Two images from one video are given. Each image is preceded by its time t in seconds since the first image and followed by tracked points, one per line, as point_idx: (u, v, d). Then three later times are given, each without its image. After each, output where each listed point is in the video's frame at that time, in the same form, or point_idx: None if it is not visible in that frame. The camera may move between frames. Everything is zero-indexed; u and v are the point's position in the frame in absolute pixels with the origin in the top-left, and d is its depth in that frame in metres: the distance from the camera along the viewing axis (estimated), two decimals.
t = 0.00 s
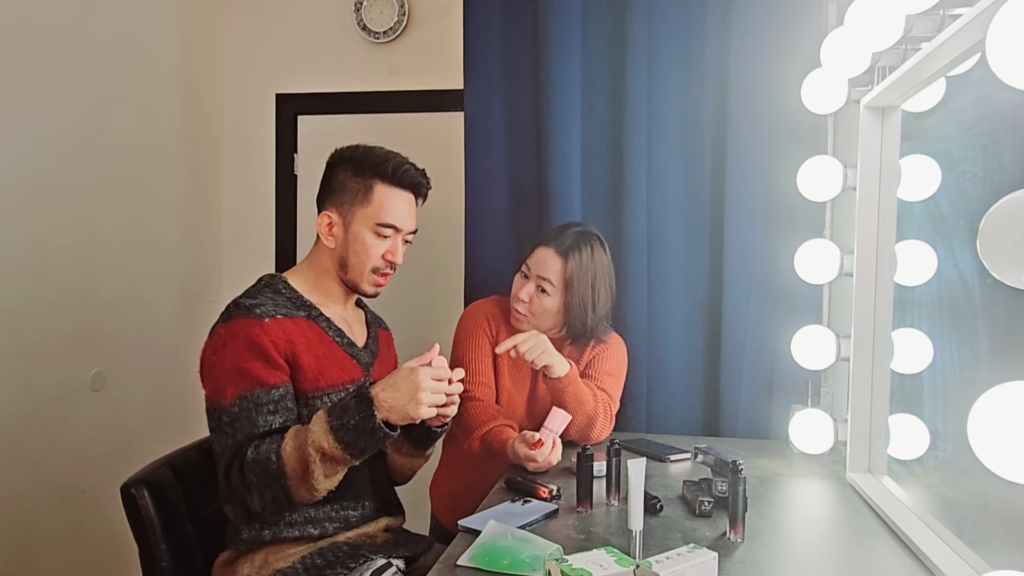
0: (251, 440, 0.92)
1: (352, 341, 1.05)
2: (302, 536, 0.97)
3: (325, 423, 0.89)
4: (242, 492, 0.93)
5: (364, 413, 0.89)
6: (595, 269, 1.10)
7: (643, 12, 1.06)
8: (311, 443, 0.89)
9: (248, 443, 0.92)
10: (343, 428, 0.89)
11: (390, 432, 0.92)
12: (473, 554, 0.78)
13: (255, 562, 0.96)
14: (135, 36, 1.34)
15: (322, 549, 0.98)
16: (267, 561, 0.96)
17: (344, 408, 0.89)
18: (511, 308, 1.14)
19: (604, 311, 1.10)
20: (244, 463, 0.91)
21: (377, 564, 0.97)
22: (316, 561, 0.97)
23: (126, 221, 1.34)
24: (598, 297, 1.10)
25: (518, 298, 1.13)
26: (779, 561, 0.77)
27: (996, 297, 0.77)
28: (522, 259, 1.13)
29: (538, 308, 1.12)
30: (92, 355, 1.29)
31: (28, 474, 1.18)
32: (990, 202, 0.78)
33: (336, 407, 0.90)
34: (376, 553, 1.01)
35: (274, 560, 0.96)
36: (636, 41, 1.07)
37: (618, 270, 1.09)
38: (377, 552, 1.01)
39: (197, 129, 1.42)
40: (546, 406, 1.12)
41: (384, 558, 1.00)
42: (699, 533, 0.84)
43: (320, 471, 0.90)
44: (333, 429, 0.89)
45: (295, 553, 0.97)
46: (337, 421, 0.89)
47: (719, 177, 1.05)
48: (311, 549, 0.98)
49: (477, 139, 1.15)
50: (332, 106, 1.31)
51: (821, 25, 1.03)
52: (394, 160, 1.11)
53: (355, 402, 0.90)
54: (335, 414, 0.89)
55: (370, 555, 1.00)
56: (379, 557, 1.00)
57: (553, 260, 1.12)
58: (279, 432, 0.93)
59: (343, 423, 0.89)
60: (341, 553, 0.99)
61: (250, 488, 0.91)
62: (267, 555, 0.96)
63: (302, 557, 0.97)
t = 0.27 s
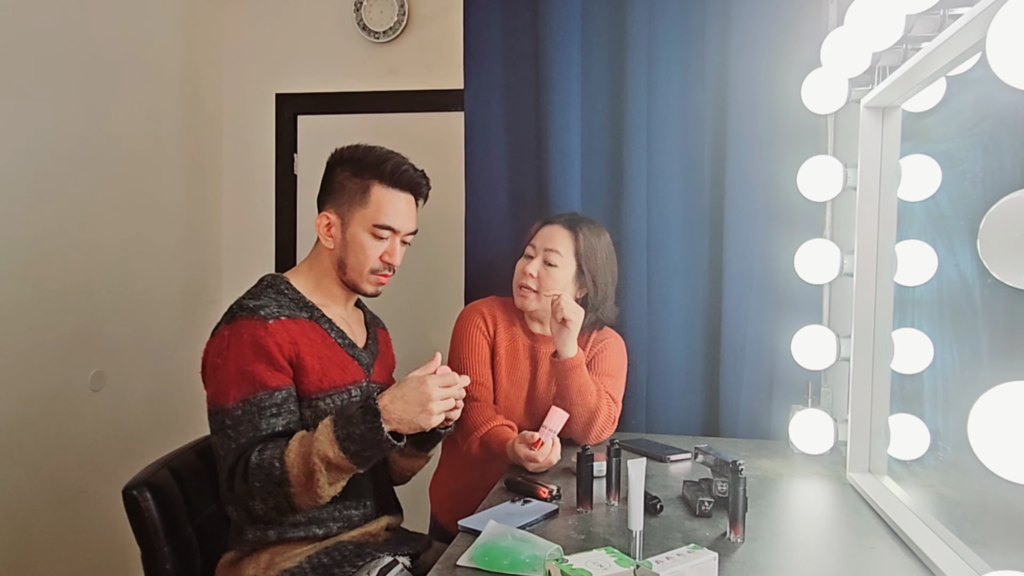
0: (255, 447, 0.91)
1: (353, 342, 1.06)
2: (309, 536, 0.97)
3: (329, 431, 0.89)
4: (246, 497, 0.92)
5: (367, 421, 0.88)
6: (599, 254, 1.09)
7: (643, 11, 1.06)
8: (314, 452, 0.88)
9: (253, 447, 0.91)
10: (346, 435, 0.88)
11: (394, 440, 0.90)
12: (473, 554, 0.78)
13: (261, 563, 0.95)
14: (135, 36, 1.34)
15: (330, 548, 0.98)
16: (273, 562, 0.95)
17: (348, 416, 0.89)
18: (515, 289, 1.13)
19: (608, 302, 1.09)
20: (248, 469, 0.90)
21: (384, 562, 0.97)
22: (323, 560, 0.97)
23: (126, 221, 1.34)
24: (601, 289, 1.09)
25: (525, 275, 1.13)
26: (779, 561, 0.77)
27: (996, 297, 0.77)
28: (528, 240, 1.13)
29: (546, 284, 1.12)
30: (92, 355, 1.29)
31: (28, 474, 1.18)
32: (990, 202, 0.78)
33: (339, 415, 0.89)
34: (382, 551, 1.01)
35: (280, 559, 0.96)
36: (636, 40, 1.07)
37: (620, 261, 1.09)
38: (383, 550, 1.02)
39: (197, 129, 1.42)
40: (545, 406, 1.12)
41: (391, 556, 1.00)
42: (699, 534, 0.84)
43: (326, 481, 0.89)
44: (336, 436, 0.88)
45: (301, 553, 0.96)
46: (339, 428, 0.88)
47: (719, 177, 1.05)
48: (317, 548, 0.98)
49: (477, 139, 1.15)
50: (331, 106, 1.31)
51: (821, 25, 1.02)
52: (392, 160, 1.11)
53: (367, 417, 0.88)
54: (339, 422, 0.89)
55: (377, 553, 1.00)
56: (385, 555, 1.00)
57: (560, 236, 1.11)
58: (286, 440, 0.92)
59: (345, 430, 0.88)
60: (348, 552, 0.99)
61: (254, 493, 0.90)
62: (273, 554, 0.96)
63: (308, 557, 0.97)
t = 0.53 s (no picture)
0: (279, 468, 0.92)
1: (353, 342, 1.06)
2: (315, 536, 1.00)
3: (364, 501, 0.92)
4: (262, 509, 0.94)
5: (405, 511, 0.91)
6: (599, 253, 1.09)
7: (643, 11, 1.06)
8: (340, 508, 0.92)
9: (268, 455, 0.92)
10: (378, 512, 0.91)
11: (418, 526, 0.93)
12: (473, 555, 0.78)
13: (268, 562, 1.01)
14: (135, 37, 1.34)
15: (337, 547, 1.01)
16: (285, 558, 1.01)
17: (390, 494, 0.92)
18: (519, 291, 1.13)
19: (608, 301, 1.09)
20: (270, 486, 0.92)
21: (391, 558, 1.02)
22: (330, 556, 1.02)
23: (126, 221, 1.34)
24: (603, 287, 1.09)
25: (530, 275, 1.12)
26: (779, 561, 0.77)
27: (997, 296, 0.77)
28: (529, 240, 1.13)
29: (551, 283, 1.11)
30: (92, 355, 1.29)
31: (28, 475, 1.18)
32: (990, 201, 0.78)
33: (383, 489, 0.92)
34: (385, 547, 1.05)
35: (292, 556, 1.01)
36: (636, 40, 1.07)
37: (620, 260, 1.09)
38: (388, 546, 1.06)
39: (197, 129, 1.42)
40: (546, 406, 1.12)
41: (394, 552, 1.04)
42: (699, 534, 0.84)
43: (326, 531, 0.95)
44: (367, 507, 0.91)
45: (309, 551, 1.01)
46: (377, 504, 0.91)
47: (719, 176, 1.05)
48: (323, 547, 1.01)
49: (477, 139, 1.15)
50: (331, 106, 1.31)
51: (821, 25, 1.02)
52: (387, 160, 1.11)
53: (399, 497, 0.91)
54: (380, 497, 0.92)
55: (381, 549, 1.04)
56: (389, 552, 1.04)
57: (562, 236, 1.11)
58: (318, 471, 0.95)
59: (381, 508, 0.91)
60: (353, 549, 1.03)
61: (265, 499, 0.93)
62: (279, 555, 1.01)
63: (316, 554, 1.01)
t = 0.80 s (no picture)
0: (273, 471, 0.93)
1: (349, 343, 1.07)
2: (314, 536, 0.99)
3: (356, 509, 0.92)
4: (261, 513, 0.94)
5: (398, 516, 0.91)
6: (600, 253, 1.10)
7: (643, 11, 1.06)
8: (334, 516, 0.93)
9: (261, 458, 0.93)
10: (371, 518, 0.92)
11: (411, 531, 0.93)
12: (473, 555, 0.78)
13: (265, 564, 1.01)
14: (135, 37, 1.34)
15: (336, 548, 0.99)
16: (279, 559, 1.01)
17: (382, 499, 0.92)
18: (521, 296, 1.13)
19: (609, 300, 1.09)
20: (264, 491, 0.93)
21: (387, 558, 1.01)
22: (329, 557, 1.01)
23: (126, 221, 1.34)
24: (602, 286, 1.09)
25: (529, 283, 1.12)
26: (779, 562, 0.77)
27: (997, 296, 0.77)
28: (528, 246, 1.13)
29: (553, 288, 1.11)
30: (92, 354, 1.29)
31: (29, 474, 1.19)
32: (991, 201, 0.78)
33: (373, 495, 0.93)
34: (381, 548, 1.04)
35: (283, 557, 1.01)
36: (636, 40, 1.07)
37: (620, 260, 1.09)
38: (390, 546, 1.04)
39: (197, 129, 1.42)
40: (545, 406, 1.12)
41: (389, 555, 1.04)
42: (699, 534, 0.84)
43: (321, 538, 0.96)
44: (360, 511, 0.92)
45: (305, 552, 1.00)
46: (370, 510, 0.92)
47: (719, 176, 1.05)
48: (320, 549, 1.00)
49: (477, 139, 1.15)
50: (331, 106, 1.31)
51: (822, 24, 1.02)
52: (381, 161, 1.09)
53: (394, 505, 0.92)
54: (372, 505, 0.92)
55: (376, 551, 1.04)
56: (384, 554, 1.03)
57: (561, 241, 1.11)
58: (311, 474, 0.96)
59: (372, 514, 0.92)
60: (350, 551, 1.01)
61: (261, 501, 0.93)
62: (276, 557, 1.01)
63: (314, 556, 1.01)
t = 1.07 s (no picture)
0: (272, 470, 0.92)
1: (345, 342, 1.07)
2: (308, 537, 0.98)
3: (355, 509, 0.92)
4: (258, 514, 0.94)
5: (398, 514, 0.91)
6: (599, 255, 1.09)
7: (644, 11, 1.06)
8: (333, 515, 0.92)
9: (258, 458, 0.93)
10: (371, 518, 0.92)
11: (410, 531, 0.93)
12: (473, 555, 0.78)
13: (262, 564, 1.01)
14: (135, 37, 1.34)
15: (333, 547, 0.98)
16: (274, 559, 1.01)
17: (380, 497, 0.93)
18: (521, 298, 1.13)
19: (609, 303, 1.09)
20: (263, 492, 0.92)
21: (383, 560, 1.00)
22: (325, 557, 1.01)
23: (126, 221, 1.34)
24: (602, 287, 1.09)
25: (530, 283, 1.13)
26: (779, 562, 0.77)
27: (997, 296, 0.77)
28: (529, 246, 1.13)
29: (552, 290, 1.11)
30: (92, 354, 1.29)
31: (28, 474, 1.19)
32: (991, 201, 0.78)
33: (372, 494, 0.93)
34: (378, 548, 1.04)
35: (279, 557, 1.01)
36: (636, 40, 1.07)
37: (620, 260, 1.09)
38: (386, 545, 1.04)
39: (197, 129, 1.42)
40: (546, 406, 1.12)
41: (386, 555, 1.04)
42: (699, 534, 0.84)
43: (315, 539, 0.95)
44: (360, 509, 0.92)
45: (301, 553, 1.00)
46: (370, 509, 0.92)
47: (719, 176, 1.05)
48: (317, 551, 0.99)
49: (477, 139, 1.15)
50: (331, 106, 1.30)
51: (822, 23, 1.02)
52: (370, 160, 1.09)
53: (393, 505, 0.92)
54: (372, 505, 0.92)
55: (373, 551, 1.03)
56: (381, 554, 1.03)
57: (562, 240, 1.11)
58: (310, 474, 0.96)
59: (371, 512, 0.92)
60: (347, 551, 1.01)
61: (259, 502, 0.93)
62: (273, 557, 1.01)
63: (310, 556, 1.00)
